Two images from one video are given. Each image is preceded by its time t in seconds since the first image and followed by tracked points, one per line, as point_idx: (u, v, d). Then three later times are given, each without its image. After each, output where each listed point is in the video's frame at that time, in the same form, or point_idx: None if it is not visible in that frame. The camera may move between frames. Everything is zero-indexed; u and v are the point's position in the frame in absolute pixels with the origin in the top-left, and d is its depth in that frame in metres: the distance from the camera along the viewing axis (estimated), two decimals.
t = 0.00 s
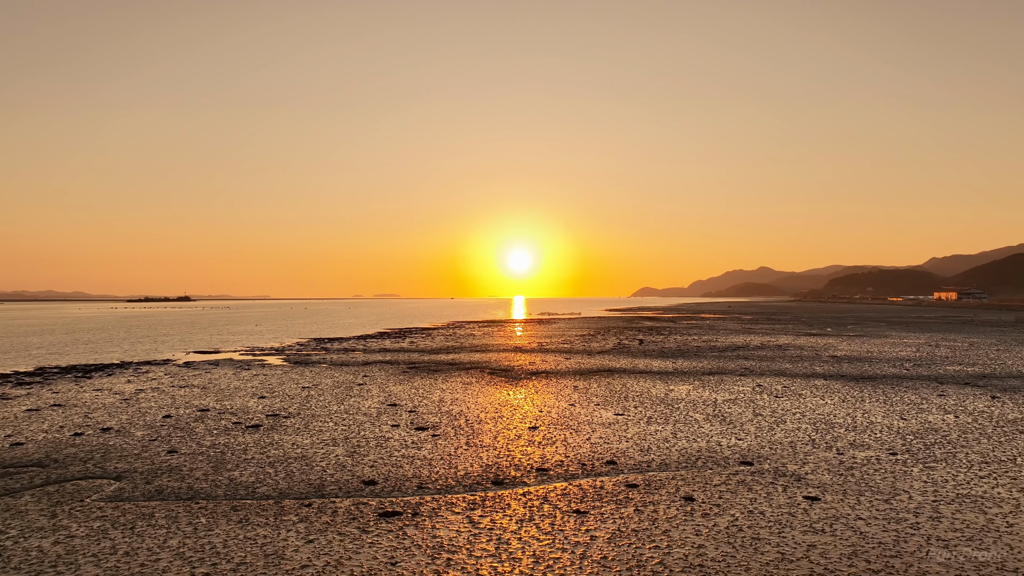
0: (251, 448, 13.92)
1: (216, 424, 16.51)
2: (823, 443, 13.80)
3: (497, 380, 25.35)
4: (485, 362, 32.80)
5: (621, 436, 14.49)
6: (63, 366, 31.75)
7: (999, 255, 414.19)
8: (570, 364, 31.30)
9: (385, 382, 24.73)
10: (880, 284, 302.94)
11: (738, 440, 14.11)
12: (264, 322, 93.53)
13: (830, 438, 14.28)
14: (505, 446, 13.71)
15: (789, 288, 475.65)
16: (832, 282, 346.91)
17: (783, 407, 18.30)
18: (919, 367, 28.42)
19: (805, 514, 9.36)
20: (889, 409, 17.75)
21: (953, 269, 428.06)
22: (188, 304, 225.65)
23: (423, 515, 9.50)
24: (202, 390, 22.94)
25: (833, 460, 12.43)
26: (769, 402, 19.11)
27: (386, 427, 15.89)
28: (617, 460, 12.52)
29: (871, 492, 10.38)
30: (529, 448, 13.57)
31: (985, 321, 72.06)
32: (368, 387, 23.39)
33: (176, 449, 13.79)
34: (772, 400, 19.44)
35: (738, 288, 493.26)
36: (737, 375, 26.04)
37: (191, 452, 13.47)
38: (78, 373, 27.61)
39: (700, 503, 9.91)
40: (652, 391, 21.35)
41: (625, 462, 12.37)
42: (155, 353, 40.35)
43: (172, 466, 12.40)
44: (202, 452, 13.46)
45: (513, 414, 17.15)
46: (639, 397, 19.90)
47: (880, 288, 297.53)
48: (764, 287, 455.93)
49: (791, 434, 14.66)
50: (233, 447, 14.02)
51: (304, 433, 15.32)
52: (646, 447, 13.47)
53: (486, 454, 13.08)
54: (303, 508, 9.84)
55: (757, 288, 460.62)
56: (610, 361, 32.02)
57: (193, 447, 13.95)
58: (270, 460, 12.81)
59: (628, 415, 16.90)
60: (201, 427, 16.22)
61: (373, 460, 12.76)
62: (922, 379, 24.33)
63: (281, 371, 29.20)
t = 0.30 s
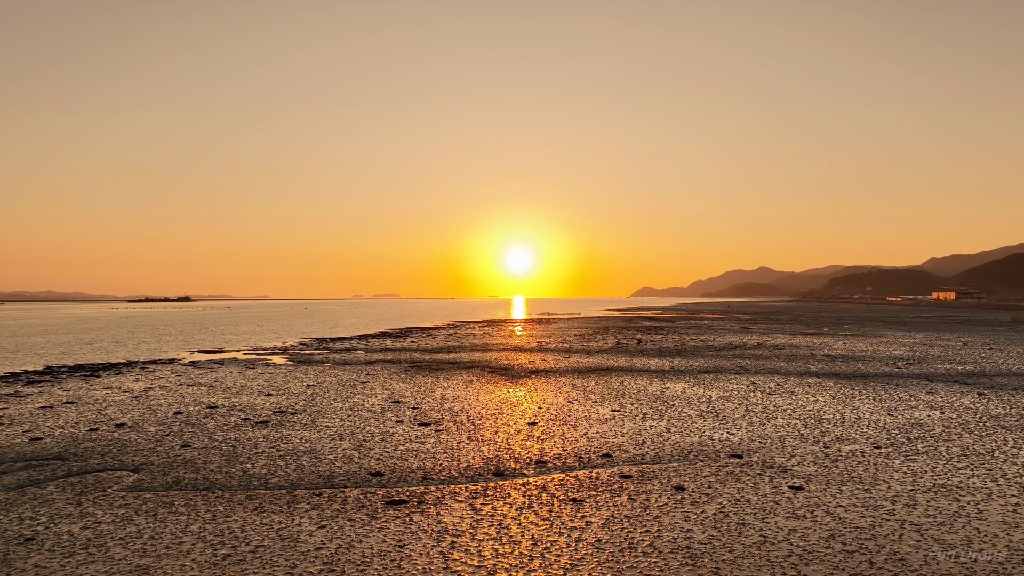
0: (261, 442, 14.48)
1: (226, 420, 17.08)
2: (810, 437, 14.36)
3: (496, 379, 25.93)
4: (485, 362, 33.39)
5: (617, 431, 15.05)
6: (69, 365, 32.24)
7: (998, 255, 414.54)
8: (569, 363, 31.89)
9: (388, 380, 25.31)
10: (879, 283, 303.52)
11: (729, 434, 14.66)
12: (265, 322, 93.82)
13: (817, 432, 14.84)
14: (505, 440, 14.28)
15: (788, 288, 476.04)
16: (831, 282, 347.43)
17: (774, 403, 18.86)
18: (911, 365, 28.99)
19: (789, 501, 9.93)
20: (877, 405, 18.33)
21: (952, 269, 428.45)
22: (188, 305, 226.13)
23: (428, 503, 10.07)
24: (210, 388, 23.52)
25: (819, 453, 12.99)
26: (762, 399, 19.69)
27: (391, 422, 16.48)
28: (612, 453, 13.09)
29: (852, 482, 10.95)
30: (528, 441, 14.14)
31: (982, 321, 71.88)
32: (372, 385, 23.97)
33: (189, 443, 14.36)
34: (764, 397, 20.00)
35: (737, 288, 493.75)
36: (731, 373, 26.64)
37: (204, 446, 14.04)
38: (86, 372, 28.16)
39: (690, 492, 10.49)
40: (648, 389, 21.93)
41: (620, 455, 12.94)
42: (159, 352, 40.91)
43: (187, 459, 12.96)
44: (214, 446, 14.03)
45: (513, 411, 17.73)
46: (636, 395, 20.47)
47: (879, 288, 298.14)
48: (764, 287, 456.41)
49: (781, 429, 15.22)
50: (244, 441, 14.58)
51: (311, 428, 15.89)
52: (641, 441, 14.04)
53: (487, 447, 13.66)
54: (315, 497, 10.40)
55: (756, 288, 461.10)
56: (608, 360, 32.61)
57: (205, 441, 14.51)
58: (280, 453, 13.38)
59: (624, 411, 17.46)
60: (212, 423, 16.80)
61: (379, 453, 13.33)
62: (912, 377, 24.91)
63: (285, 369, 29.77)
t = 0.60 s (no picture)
0: (270, 437, 15.04)
1: (235, 417, 17.65)
2: (799, 432, 14.92)
3: (497, 377, 26.50)
4: (485, 360, 33.96)
5: (613, 426, 15.62)
6: (76, 364, 32.80)
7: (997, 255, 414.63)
8: (568, 361, 32.49)
9: (391, 379, 25.90)
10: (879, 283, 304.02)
11: (721, 430, 15.21)
12: (267, 322, 94.15)
13: (806, 427, 15.40)
14: (505, 434, 14.84)
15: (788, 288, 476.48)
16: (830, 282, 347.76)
17: (766, 400, 19.42)
18: (903, 364, 29.56)
19: (774, 490, 10.50)
20: (866, 402, 18.90)
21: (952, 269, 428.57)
22: (189, 305, 226.73)
23: (433, 492, 10.63)
24: (217, 386, 24.10)
25: (806, 446, 13.54)
26: (754, 396, 20.24)
27: (395, 418, 17.06)
28: (608, 447, 13.65)
29: (836, 472, 11.51)
30: (528, 436, 14.71)
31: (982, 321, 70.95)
32: (375, 383, 24.57)
33: (201, 438, 14.93)
34: (757, 394, 20.57)
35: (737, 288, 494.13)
36: (727, 371, 27.22)
37: (216, 441, 14.61)
38: (94, 370, 28.73)
39: (681, 482, 11.05)
40: (645, 386, 22.50)
41: (616, 448, 13.51)
42: (164, 352, 41.47)
43: (201, 452, 13.53)
44: (225, 441, 14.61)
45: (512, 407, 18.30)
46: (632, 392, 21.03)
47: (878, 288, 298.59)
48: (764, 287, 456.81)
49: (771, 425, 15.78)
50: (253, 436, 15.16)
51: (318, 424, 16.47)
52: (636, 435, 14.61)
53: (488, 441, 14.21)
54: (324, 487, 10.96)
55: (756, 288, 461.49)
56: (606, 359, 33.19)
57: (216, 436, 15.07)
58: (290, 447, 13.95)
59: (620, 408, 18.01)
60: (222, 419, 17.37)
61: (384, 446, 13.89)
62: (904, 375, 25.48)
63: (289, 368, 30.35)
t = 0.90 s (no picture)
0: (279, 432, 15.61)
1: (244, 413, 18.25)
2: (788, 427, 15.47)
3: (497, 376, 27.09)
4: (486, 359, 34.51)
5: (609, 421, 16.18)
6: (83, 363, 33.34)
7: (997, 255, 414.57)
8: (567, 360, 33.08)
9: (393, 377, 26.50)
10: (878, 283, 304.50)
11: (714, 425, 15.74)
12: (269, 322, 94.39)
13: (795, 423, 15.95)
14: (505, 430, 15.40)
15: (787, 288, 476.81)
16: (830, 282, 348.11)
17: (759, 397, 19.94)
18: (896, 362, 30.14)
19: (760, 480, 11.06)
20: (856, 399, 19.47)
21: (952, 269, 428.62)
22: (189, 305, 227.19)
23: (436, 482, 11.18)
24: (223, 384, 24.66)
25: (794, 440, 14.08)
26: (748, 393, 20.80)
27: (398, 414, 17.63)
28: (604, 441, 14.21)
29: (820, 464, 12.07)
30: (527, 431, 15.26)
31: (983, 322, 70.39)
32: (378, 381, 25.12)
33: (212, 433, 15.50)
34: (751, 392, 21.12)
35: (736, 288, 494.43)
36: (723, 370, 27.79)
37: (227, 435, 15.19)
38: (101, 369, 29.25)
39: (672, 473, 11.61)
40: (642, 384, 23.07)
41: (612, 442, 14.06)
42: (168, 351, 41.99)
43: (213, 446, 14.11)
44: (236, 436, 15.17)
45: (512, 404, 18.87)
46: (629, 390, 21.60)
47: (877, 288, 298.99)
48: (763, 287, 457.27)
49: (762, 420, 16.34)
50: (263, 431, 15.72)
51: (324, 419, 17.06)
52: (631, 430, 15.17)
53: (488, 436, 14.79)
54: (333, 477, 11.52)
55: (755, 288, 462.02)
56: (604, 358, 33.78)
57: (227, 431, 15.64)
58: (299, 441, 14.52)
59: (617, 404, 18.58)
60: (231, 415, 17.95)
61: (388, 441, 14.46)
62: (895, 373, 26.03)
63: (293, 367, 30.92)
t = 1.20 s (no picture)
0: (287, 427, 16.17)
1: (252, 409, 18.82)
2: (778, 422, 16.02)
3: (497, 374, 27.65)
4: (486, 358, 35.10)
5: (606, 417, 16.74)
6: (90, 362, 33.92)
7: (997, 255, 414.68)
8: (566, 359, 33.63)
9: (395, 375, 27.06)
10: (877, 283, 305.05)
11: (706, 420, 16.29)
12: (271, 322, 94.83)
13: (785, 418, 16.50)
14: (505, 424, 15.97)
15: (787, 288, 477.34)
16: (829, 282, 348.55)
17: (752, 394, 20.49)
18: (888, 361, 30.73)
19: (748, 471, 11.61)
20: (846, 395, 20.04)
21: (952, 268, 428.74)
22: (190, 305, 227.63)
23: (439, 473, 11.74)
24: (229, 382, 25.22)
25: (783, 435, 14.63)
26: (741, 390, 21.36)
27: (401, 411, 18.19)
28: (600, 435, 14.77)
29: (806, 456, 12.62)
30: (526, 426, 15.83)
31: (981, 322, 70.11)
32: (380, 379, 25.69)
33: (222, 428, 16.06)
34: (744, 389, 21.69)
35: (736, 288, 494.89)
36: (718, 368, 28.36)
37: (237, 431, 15.75)
38: (109, 368, 29.78)
39: (664, 464, 12.16)
40: (638, 382, 23.65)
41: (607, 437, 14.61)
42: (172, 351, 42.50)
43: (223, 440, 14.67)
44: (246, 431, 15.74)
45: (512, 401, 19.45)
46: (625, 387, 22.18)
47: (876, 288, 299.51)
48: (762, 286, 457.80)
49: (753, 416, 16.89)
50: (271, 426, 16.29)
51: (329, 415, 17.63)
52: (627, 425, 15.73)
53: (489, 431, 15.35)
54: (341, 469, 12.08)
55: (755, 288, 462.46)
56: (602, 357, 34.33)
57: (236, 427, 16.20)
58: (306, 436, 15.09)
59: (614, 401, 19.15)
60: (239, 411, 18.51)
61: (392, 435, 15.02)
62: (887, 371, 26.60)
63: (297, 366, 31.44)
